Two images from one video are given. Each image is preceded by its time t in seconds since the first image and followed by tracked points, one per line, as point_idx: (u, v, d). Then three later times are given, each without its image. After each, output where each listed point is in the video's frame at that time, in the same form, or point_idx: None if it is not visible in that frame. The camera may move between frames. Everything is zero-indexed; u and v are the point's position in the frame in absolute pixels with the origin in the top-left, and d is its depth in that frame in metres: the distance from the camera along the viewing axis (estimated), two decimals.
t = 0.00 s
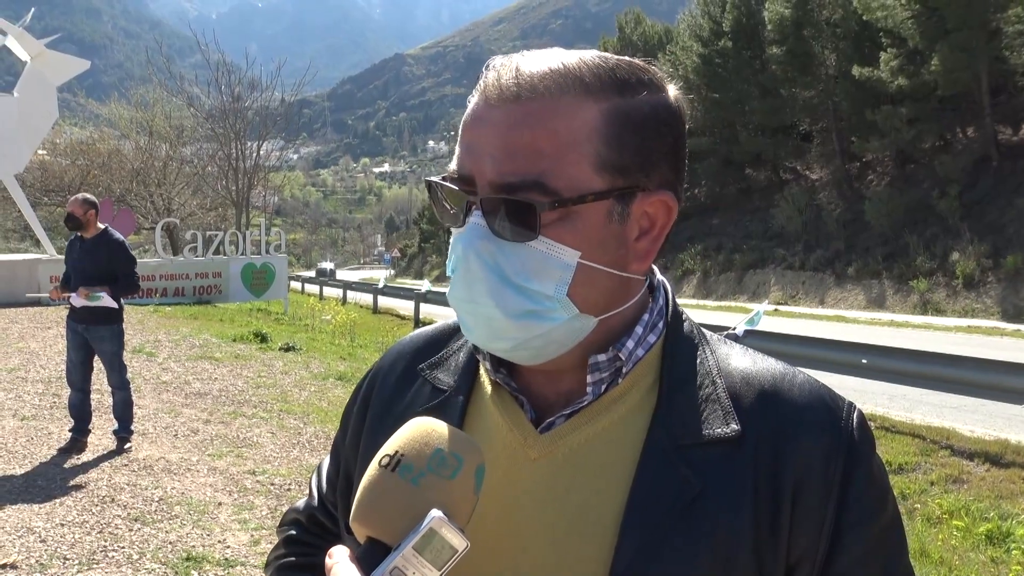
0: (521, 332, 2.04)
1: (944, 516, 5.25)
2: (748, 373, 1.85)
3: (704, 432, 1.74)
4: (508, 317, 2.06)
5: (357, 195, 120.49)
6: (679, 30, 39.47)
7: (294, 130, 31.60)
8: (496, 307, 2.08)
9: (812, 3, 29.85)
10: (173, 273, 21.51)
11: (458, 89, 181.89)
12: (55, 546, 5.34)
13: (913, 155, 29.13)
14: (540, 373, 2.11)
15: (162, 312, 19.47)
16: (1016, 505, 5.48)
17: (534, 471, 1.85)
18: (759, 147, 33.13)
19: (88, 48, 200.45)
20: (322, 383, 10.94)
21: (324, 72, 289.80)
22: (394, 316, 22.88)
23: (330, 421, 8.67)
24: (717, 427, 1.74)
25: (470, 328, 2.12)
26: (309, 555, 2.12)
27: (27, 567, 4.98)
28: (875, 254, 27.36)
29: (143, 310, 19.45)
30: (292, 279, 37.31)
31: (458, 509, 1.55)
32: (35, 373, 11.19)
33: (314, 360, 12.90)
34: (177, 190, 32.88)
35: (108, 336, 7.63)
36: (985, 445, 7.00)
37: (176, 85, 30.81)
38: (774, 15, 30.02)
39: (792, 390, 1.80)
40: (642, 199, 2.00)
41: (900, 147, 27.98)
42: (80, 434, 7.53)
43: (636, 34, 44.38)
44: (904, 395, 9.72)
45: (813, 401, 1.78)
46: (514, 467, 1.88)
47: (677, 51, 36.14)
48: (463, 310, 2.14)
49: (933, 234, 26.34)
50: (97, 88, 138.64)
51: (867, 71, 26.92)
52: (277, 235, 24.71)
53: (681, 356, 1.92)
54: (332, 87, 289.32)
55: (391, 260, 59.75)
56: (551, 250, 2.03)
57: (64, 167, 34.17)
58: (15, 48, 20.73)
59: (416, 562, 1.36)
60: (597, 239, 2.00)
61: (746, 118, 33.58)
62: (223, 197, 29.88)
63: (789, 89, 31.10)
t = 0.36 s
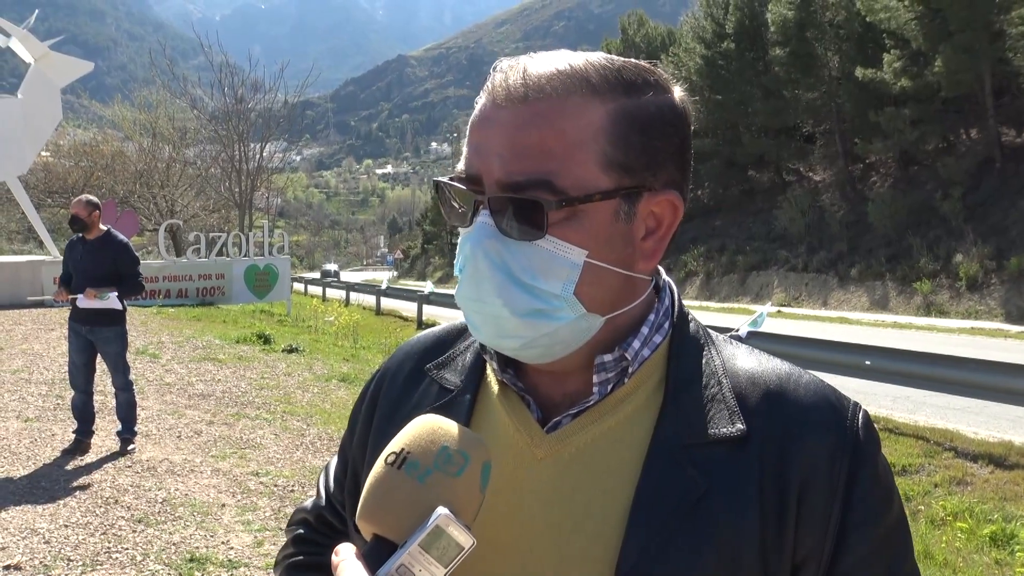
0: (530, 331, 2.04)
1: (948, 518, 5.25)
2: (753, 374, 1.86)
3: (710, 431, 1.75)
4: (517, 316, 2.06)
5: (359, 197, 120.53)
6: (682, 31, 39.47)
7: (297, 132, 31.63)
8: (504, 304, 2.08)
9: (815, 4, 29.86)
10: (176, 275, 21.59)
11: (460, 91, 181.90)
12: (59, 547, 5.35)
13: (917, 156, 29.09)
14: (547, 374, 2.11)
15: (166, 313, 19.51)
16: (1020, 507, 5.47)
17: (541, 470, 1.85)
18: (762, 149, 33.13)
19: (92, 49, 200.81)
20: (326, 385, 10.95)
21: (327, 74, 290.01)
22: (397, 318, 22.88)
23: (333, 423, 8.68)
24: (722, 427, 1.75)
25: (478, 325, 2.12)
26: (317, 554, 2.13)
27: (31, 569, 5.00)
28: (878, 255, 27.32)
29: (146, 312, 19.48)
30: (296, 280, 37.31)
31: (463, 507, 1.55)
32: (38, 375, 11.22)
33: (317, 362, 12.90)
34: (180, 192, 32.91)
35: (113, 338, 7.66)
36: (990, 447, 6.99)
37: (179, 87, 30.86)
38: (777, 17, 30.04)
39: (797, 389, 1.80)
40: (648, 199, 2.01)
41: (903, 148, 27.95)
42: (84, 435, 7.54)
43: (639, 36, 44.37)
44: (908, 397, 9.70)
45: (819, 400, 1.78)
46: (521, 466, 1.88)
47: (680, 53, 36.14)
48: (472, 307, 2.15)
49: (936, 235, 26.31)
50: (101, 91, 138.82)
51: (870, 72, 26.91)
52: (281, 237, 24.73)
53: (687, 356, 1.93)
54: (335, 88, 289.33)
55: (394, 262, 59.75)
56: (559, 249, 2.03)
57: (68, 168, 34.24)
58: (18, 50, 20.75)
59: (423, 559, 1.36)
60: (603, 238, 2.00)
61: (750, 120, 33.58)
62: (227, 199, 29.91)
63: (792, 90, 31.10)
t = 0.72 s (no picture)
0: (547, 331, 2.03)
1: (951, 517, 5.24)
2: (761, 370, 1.86)
3: (718, 428, 1.75)
4: (533, 316, 2.05)
5: (362, 197, 120.57)
6: (684, 31, 39.46)
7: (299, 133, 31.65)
8: (519, 305, 2.07)
9: (817, 4, 29.83)
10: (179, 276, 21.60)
11: (463, 91, 181.90)
12: (63, 547, 5.36)
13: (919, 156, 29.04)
14: (554, 373, 2.11)
15: (169, 314, 19.54)
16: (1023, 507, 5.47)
17: (550, 467, 1.85)
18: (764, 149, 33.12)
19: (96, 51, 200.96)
20: (329, 386, 10.95)
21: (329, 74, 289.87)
22: (400, 318, 22.88)
23: (336, 424, 8.69)
24: (731, 422, 1.75)
25: (489, 327, 2.11)
26: (322, 552, 2.13)
27: (35, 569, 5.01)
28: (881, 255, 27.28)
29: (149, 313, 19.51)
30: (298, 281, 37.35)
31: (473, 506, 1.55)
32: (42, 376, 11.23)
33: (320, 362, 12.91)
34: (183, 193, 32.93)
35: (118, 339, 7.69)
36: (993, 446, 6.99)
37: (182, 88, 30.91)
38: (779, 17, 30.03)
39: (804, 385, 1.81)
40: (658, 197, 2.01)
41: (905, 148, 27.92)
42: (87, 436, 7.55)
43: (641, 36, 44.36)
44: (911, 397, 9.69)
45: (826, 396, 1.78)
46: (529, 463, 1.88)
47: (682, 53, 36.10)
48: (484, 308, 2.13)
49: (939, 235, 26.27)
50: (104, 92, 138.93)
51: (873, 72, 26.86)
52: (283, 238, 24.77)
53: (694, 354, 1.93)
54: (337, 89, 289.31)
55: (396, 263, 59.78)
56: (575, 249, 2.03)
57: (71, 170, 34.34)
58: (21, 51, 20.75)
59: (433, 561, 1.36)
60: (615, 237, 2.01)
61: (752, 119, 33.57)
62: (229, 200, 29.93)
63: (795, 90, 31.08)
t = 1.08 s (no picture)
0: (577, 345, 2.02)
1: (952, 517, 5.23)
2: (764, 366, 1.87)
3: (722, 424, 1.76)
4: (563, 331, 2.03)
5: (362, 199, 120.35)
6: (684, 31, 39.46)
7: (298, 134, 31.65)
8: (554, 322, 2.03)
9: (816, 4, 29.82)
10: (179, 277, 21.60)
11: (462, 91, 181.82)
12: (63, 550, 5.36)
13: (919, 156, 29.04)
14: (562, 378, 2.11)
15: (169, 316, 19.55)
16: None
17: (560, 468, 1.85)
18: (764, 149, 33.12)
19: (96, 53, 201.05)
20: (329, 387, 10.95)
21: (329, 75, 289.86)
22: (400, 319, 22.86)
23: (337, 425, 8.68)
24: (737, 419, 1.76)
25: (518, 349, 2.05)
26: (317, 566, 2.13)
27: (36, 572, 5.01)
28: (881, 255, 27.28)
29: (149, 314, 19.52)
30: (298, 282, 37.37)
31: (479, 509, 1.55)
32: (42, 378, 11.23)
33: (321, 364, 12.91)
34: (183, 195, 32.94)
35: (121, 340, 7.70)
36: (993, 446, 6.98)
37: (182, 90, 30.92)
38: (778, 17, 30.04)
39: (805, 381, 1.83)
40: (669, 197, 2.03)
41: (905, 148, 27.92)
42: (88, 438, 7.55)
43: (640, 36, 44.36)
44: (912, 396, 9.70)
45: (828, 392, 1.80)
46: (537, 464, 1.88)
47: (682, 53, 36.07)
48: (509, 332, 2.06)
49: (940, 235, 26.26)
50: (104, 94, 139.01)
51: (872, 71, 26.85)
52: (284, 239, 24.79)
53: (698, 351, 1.94)
54: (337, 90, 289.38)
55: (396, 263, 59.80)
56: (605, 261, 2.03)
57: (71, 171, 34.37)
58: (21, 52, 20.75)
59: (439, 563, 1.36)
60: (639, 242, 2.02)
61: (752, 119, 33.57)
62: (229, 201, 29.93)
63: (794, 90, 31.07)
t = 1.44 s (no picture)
0: (577, 345, 2.02)
1: (950, 518, 5.24)
2: (765, 365, 1.88)
3: (725, 423, 1.76)
4: (564, 329, 2.03)
5: (361, 199, 120.30)
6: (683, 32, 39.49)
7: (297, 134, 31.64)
8: (556, 323, 2.03)
9: (816, 5, 29.83)
10: (178, 277, 21.60)
11: (462, 91, 181.76)
12: (61, 549, 5.35)
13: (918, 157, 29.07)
14: (563, 378, 2.10)
15: (168, 316, 19.52)
16: (1022, 507, 5.47)
17: (564, 468, 1.85)
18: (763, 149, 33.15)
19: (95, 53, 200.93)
20: (327, 387, 10.94)
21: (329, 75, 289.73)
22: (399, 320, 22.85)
23: (335, 425, 8.68)
24: (740, 418, 1.76)
25: (520, 351, 2.05)
26: (318, 570, 2.13)
27: (34, 571, 5.00)
28: (880, 256, 27.30)
29: (148, 314, 19.50)
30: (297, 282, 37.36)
31: (485, 514, 1.55)
32: (41, 377, 11.23)
33: (319, 364, 12.90)
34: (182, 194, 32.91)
35: (122, 340, 7.70)
36: (991, 447, 6.99)
37: (180, 89, 30.87)
38: (778, 18, 30.06)
39: (806, 378, 1.84)
40: (668, 196, 2.04)
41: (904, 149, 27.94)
42: (86, 437, 7.55)
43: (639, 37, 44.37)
44: (910, 397, 9.71)
45: (829, 391, 1.80)
46: (542, 464, 1.88)
47: (681, 54, 36.10)
48: (511, 335, 2.06)
49: (939, 236, 26.26)
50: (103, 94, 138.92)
51: (871, 73, 26.87)
52: (282, 239, 24.78)
53: (698, 350, 1.94)
54: (336, 90, 289.28)
55: (395, 264, 59.82)
56: (605, 261, 2.03)
57: (70, 171, 34.35)
58: (20, 52, 20.72)
59: (445, 566, 1.36)
60: (639, 243, 2.03)
61: (751, 120, 33.59)
62: (228, 200, 29.90)
63: (793, 91, 31.10)
